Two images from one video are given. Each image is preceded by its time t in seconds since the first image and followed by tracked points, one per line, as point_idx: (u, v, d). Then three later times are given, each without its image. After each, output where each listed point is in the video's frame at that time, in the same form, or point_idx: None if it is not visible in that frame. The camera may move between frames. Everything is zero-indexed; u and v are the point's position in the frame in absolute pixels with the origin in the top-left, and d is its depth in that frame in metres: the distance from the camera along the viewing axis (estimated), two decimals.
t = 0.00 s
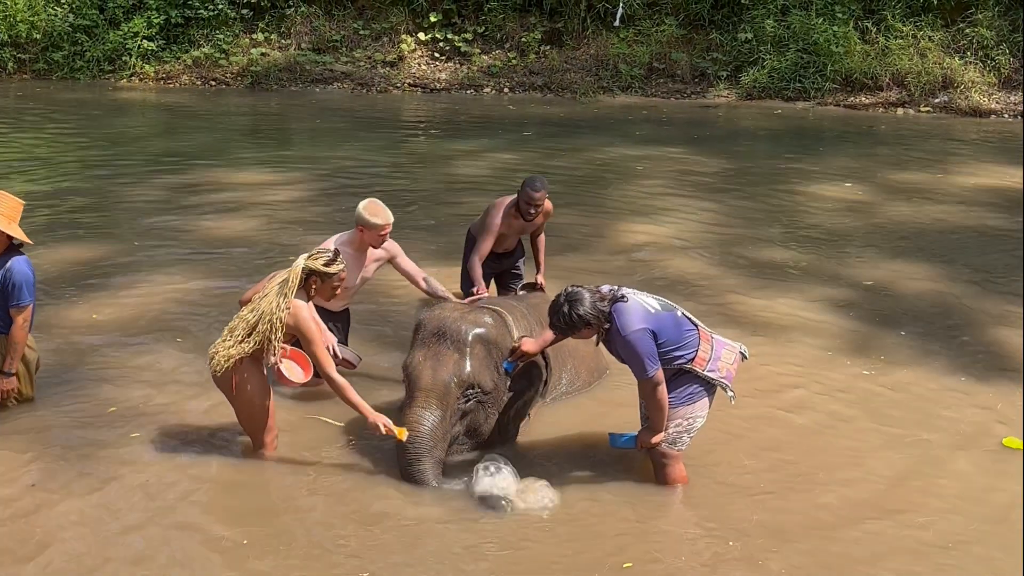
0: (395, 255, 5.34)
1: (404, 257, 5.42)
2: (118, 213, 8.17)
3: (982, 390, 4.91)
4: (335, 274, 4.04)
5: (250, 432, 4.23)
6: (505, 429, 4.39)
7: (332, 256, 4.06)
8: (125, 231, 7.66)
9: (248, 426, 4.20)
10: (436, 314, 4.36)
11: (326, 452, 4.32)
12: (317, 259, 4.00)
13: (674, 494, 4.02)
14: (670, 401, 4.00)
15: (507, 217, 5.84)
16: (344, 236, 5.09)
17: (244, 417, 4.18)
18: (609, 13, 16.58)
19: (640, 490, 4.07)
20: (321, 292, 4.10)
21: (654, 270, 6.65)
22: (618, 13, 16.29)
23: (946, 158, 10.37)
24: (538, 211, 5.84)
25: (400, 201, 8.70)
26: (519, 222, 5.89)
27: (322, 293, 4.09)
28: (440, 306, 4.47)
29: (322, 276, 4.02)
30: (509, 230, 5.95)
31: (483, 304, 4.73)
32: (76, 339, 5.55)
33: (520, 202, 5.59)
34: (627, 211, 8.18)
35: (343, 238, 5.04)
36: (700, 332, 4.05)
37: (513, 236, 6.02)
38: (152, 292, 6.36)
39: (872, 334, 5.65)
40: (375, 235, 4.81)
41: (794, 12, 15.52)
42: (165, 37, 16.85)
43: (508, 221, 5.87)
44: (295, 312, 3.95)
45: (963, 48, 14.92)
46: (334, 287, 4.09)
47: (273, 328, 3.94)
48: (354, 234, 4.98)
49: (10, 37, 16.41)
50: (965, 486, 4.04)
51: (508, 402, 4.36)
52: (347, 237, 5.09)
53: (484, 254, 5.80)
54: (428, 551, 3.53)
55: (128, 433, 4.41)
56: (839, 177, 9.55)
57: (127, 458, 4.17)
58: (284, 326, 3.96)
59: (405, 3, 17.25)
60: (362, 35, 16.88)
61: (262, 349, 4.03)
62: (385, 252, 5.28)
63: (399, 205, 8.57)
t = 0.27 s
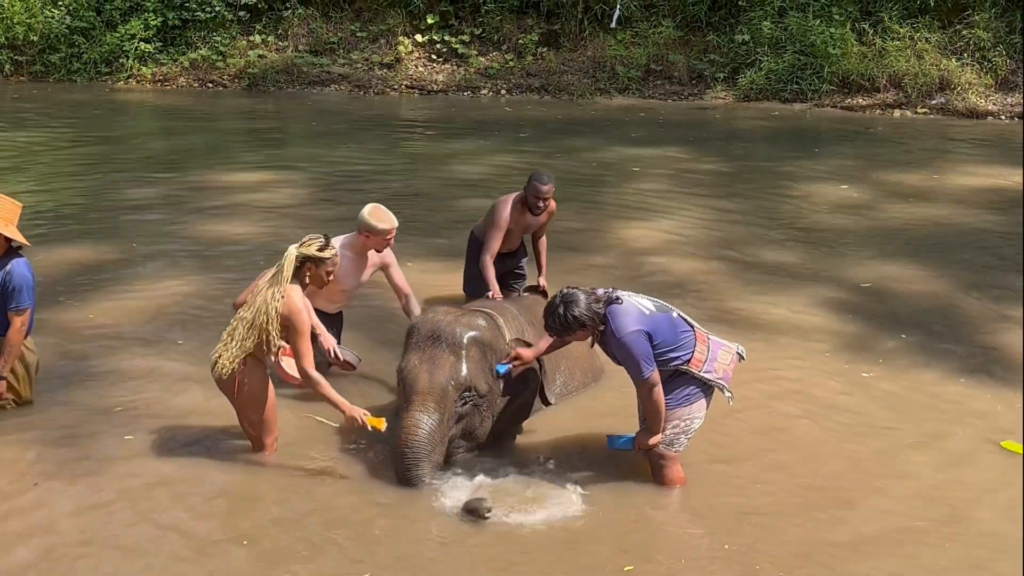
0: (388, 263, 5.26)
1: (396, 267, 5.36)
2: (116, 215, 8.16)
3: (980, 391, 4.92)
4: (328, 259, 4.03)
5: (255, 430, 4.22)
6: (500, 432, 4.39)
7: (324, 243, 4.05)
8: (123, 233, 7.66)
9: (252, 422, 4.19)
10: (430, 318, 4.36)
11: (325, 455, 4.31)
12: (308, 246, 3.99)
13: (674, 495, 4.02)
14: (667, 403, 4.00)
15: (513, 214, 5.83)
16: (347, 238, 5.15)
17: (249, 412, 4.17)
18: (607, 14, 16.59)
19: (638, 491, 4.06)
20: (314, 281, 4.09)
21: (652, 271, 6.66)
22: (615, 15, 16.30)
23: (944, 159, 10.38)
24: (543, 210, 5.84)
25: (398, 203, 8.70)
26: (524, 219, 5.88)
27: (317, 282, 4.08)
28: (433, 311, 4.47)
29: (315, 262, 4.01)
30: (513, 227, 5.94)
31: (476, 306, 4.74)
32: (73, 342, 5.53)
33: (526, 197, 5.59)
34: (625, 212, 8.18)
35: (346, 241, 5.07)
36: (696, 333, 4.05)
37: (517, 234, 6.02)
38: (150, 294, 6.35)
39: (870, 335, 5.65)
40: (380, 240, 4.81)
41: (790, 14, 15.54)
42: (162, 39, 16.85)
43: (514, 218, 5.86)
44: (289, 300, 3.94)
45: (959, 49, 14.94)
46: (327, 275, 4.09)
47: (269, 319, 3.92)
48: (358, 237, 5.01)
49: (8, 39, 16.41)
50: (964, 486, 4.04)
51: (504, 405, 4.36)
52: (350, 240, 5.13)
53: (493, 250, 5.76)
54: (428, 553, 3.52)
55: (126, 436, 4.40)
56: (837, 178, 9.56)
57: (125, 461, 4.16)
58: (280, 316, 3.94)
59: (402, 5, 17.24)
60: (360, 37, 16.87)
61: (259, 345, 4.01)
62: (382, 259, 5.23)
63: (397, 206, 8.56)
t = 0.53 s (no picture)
0: (383, 256, 5.28)
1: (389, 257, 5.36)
2: (114, 217, 8.14)
3: (980, 392, 4.90)
4: (318, 247, 4.07)
5: (254, 435, 4.18)
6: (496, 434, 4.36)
7: (313, 232, 4.08)
8: (121, 234, 7.64)
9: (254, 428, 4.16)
10: (425, 319, 4.30)
11: (323, 456, 4.30)
12: (299, 236, 4.03)
13: (674, 496, 4.01)
14: (664, 405, 3.99)
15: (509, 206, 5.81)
16: (340, 234, 5.05)
17: (251, 420, 4.13)
18: (604, 16, 16.59)
19: (635, 491, 4.06)
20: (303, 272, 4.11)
21: (651, 273, 6.65)
22: (613, 17, 16.30)
23: (942, 160, 10.38)
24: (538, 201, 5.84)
25: (396, 204, 8.69)
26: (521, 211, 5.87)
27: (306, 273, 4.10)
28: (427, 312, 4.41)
29: (306, 251, 4.05)
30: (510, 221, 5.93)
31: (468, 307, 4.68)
32: (71, 343, 5.51)
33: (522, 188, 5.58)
34: (624, 213, 8.17)
35: (339, 238, 5.01)
36: (694, 335, 4.04)
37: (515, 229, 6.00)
38: (148, 295, 6.34)
39: (869, 336, 5.64)
40: (375, 235, 4.81)
41: (788, 16, 15.56)
42: (160, 42, 16.85)
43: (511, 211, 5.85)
44: (282, 289, 3.95)
45: (957, 51, 14.95)
46: (315, 264, 4.12)
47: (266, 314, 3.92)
48: (349, 233, 4.95)
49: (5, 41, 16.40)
50: (964, 488, 4.03)
51: (498, 406, 4.32)
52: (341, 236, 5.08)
53: (494, 253, 5.83)
54: (427, 556, 3.51)
55: (124, 438, 4.38)
56: (835, 178, 9.57)
57: (123, 463, 4.15)
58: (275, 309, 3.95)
59: (400, 7, 17.24)
60: (357, 39, 16.87)
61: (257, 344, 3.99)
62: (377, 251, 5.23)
63: (396, 208, 8.55)
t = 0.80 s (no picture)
0: (383, 259, 5.26)
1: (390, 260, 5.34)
2: (113, 218, 8.14)
3: (979, 393, 4.90)
4: (310, 241, 4.13)
5: (251, 438, 4.16)
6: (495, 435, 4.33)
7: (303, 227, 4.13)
8: (119, 236, 7.64)
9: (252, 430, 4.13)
10: (424, 321, 4.27)
11: (322, 458, 4.29)
12: (290, 231, 4.06)
13: (672, 498, 4.00)
14: (661, 407, 3.98)
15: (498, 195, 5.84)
16: (341, 237, 5.01)
17: (248, 422, 4.10)
18: (602, 18, 16.59)
19: (631, 493, 4.05)
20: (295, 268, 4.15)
21: (650, 274, 6.64)
22: (611, 19, 16.30)
23: (940, 161, 10.40)
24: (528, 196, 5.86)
25: (395, 205, 8.68)
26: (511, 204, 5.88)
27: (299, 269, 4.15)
28: (425, 313, 4.40)
29: (299, 245, 4.09)
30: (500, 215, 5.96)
31: (467, 308, 4.67)
32: (70, 344, 5.51)
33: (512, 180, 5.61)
34: (623, 213, 8.17)
35: (340, 239, 4.99)
36: (693, 338, 4.02)
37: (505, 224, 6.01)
38: (146, 296, 6.33)
39: (868, 337, 5.64)
40: (375, 237, 4.77)
41: (786, 18, 15.56)
42: (158, 43, 16.85)
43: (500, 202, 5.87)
44: (281, 283, 3.99)
45: (955, 53, 14.97)
46: (306, 260, 4.17)
47: (266, 310, 3.95)
48: (352, 235, 4.93)
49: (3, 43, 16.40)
50: (963, 489, 4.02)
51: (500, 408, 4.26)
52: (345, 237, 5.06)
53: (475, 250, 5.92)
54: (425, 559, 3.51)
55: (123, 440, 4.38)
56: (833, 179, 9.57)
57: (122, 466, 4.15)
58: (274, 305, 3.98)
59: (398, 9, 17.24)
60: (356, 40, 16.86)
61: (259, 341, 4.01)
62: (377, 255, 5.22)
63: (394, 209, 8.55)
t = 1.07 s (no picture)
0: (377, 262, 5.25)
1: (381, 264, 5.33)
2: (113, 219, 8.14)
3: (980, 393, 4.89)
4: (311, 239, 4.14)
5: (251, 439, 4.14)
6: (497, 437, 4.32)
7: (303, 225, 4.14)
8: (119, 237, 7.63)
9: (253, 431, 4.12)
10: (428, 322, 4.29)
11: (322, 459, 4.29)
12: (291, 229, 4.07)
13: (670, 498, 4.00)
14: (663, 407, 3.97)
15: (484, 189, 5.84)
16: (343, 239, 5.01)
17: (249, 424, 4.09)
18: (602, 19, 16.59)
19: (633, 494, 4.05)
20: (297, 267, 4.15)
21: (649, 274, 6.64)
22: (610, 20, 16.31)
23: (939, 162, 10.40)
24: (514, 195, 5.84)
25: (395, 206, 8.68)
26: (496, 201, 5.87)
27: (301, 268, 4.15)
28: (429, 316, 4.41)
29: (300, 243, 4.10)
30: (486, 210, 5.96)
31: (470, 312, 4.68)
32: (70, 346, 5.50)
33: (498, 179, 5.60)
34: (623, 213, 8.16)
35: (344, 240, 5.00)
36: (695, 340, 4.03)
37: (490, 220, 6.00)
38: (146, 297, 6.33)
39: (869, 338, 5.63)
40: (376, 237, 4.80)
41: (785, 19, 15.57)
42: (157, 45, 16.84)
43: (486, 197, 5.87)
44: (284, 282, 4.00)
45: (954, 54, 14.97)
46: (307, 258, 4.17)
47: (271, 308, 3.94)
48: (354, 234, 4.94)
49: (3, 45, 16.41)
50: (965, 490, 4.02)
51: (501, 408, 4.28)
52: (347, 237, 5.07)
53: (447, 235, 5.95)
54: (427, 560, 3.52)
55: (123, 442, 4.37)
56: (832, 180, 9.57)
57: (122, 468, 4.14)
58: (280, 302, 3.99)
59: (398, 10, 17.24)
60: (355, 42, 16.86)
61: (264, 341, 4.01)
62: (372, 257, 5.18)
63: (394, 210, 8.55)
